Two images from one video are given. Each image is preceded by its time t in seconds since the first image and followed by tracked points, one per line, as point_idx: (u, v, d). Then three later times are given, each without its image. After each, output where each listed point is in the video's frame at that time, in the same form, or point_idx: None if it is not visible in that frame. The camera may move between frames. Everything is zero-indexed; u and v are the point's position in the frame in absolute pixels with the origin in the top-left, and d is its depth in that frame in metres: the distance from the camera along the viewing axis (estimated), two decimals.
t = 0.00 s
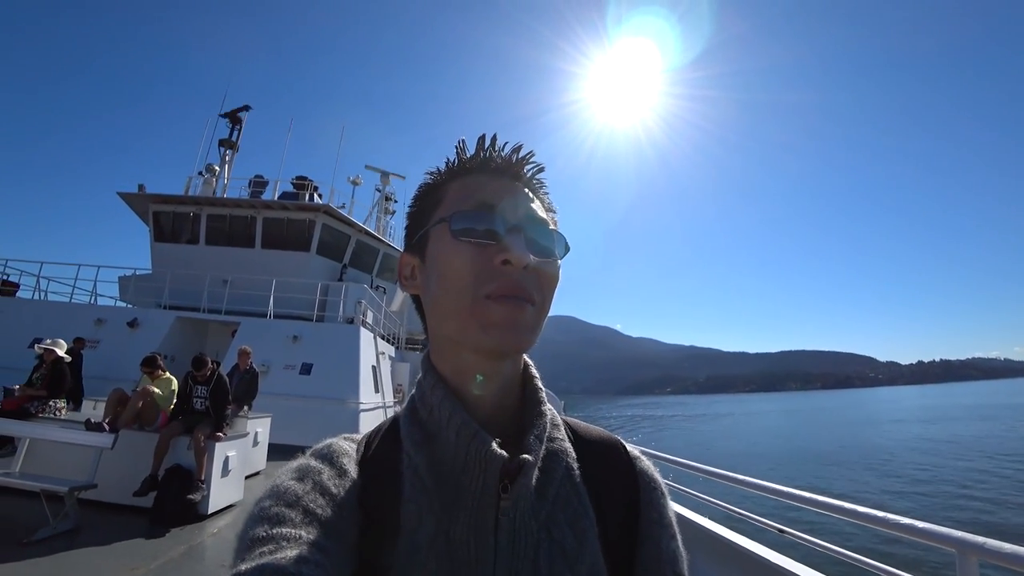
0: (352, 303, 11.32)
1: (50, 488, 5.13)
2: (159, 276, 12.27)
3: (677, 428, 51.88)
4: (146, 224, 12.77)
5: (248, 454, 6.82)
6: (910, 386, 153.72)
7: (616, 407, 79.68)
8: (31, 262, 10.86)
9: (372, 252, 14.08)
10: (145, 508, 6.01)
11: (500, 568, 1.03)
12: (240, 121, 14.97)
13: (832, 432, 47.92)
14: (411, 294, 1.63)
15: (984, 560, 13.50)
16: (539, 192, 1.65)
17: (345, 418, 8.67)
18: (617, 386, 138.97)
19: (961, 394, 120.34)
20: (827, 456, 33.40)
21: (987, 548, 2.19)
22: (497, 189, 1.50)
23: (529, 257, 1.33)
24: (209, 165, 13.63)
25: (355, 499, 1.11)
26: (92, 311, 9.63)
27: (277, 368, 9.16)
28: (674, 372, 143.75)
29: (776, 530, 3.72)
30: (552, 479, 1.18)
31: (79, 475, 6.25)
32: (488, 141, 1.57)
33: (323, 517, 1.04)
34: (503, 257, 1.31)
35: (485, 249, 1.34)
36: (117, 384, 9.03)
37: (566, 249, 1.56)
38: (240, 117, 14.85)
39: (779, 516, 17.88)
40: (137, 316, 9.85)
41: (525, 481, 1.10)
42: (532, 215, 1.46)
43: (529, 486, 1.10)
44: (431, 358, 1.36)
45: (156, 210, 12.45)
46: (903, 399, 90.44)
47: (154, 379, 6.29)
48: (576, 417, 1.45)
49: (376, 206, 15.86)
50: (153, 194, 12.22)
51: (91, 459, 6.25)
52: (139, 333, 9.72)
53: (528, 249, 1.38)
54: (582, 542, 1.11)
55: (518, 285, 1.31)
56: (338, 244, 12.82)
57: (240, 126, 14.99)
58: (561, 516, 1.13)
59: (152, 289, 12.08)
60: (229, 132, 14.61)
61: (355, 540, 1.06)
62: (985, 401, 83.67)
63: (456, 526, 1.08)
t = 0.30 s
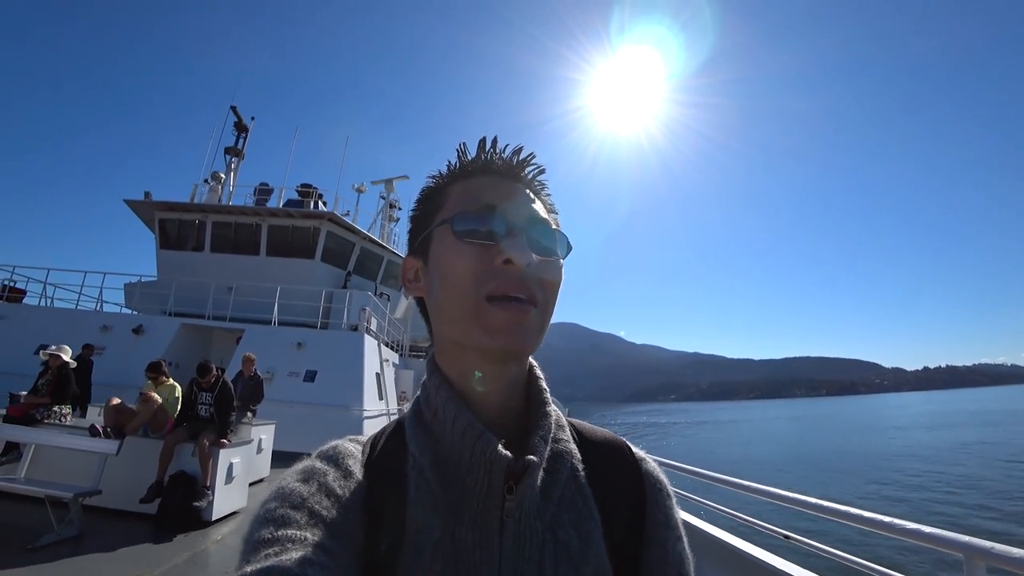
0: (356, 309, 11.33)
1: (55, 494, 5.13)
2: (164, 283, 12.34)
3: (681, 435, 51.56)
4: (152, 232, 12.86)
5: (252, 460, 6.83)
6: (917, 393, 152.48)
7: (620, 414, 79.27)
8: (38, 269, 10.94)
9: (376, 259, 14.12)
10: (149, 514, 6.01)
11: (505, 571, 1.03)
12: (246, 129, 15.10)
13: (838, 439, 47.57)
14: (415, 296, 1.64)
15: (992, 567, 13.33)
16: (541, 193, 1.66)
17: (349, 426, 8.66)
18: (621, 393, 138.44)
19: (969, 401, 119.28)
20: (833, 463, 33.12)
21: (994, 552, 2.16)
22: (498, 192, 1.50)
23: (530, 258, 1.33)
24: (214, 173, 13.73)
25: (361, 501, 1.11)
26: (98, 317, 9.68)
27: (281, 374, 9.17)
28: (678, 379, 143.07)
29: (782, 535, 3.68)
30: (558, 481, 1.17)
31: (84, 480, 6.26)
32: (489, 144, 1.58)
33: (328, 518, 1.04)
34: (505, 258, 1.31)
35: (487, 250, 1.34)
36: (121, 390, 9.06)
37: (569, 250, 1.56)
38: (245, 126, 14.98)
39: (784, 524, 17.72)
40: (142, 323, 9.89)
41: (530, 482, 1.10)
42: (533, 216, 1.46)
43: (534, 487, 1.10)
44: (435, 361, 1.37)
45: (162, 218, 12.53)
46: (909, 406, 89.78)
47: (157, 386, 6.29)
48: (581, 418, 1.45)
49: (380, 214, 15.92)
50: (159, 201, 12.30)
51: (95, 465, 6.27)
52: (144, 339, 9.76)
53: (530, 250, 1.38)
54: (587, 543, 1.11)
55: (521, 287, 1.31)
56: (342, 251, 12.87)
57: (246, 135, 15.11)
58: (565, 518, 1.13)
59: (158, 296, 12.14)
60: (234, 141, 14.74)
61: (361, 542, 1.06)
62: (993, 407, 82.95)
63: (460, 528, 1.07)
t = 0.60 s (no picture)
0: (358, 315, 11.34)
1: (56, 500, 5.12)
2: (166, 289, 12.37)
3: (683, 442, 51.38)
4: (154, 238, 12.90)
5: (253, 466, 6.81)
6: (921, 399, 151.76)
7: (621, 421, 79.00)
8: (41, 274, 10.97)
9: (378, 266, 14.13)
10: (150, 521, 5.99)
11: None
12: (249, 136, 15.17)
13: (840, 445, 47.39)
14: (418, 303, 1.64)
15: None
16: (545, 199, 1.66)
17: (350, 432, 8.64)
18: (623, 399, 138.03)
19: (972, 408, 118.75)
20: (836, 469, 32.98)
21: (1001, 560, 2.14)
22: (504, 198, 1.51)
23: (538, 266, 1.33)
24: (217, 180, 13.79)
25: (364, 508, 1.10)
26: (100, 323, 9.69)
27: (283, 380, 9.16)
28: (680, 386, 142.65)
29: (788, 543, 3.63)
30: (562, 489, 1.17)
31: (84, 486, 6.25)
32: (494, 150, 1.58)
33: (332, 526, 1.03)
34: (513, 266, 1.31)
35: (494, 257, 1.35)
36: (123, 396, 9.06)
37: (574, 257, 1.56)
38: (248, 132, 15.06)
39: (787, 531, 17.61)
40: (144, 329, 9.90)
41: (534, 491, 1.09)
42: (539, 223, 1.47)
43: (539, 496, 1.10)
44: (441, 368, 1.36)
45: (164, 224, 12.58)
46: (913, 412, 89.40)
47: (156, 393, 6.31)
48: (585, 426, 1.44)
49: (382, 220, 15.97)
50: (162, 207, 12.36)
51: (97, 471, 6.26)
52: (145, 345, 9.77)
53: (537, 258, 1.38)
54: (592, 552, 1.10)
55: (528, 294, 1.31)
56: (344, 257, 12.89)
57: (248, 141, 15.19)
58: (571, 527, 1.12)
59: (160, 302, 12.16)
60: (237, 147, 14.81)
61: (365, 550, 1.06)
62: (996, 414, 82.63)
63: (466, 537, 1.07)
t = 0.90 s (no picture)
0: (358, 320, 11.34)
1: (54, 504, 5.10)
2: (167, 292, 12.37)
3: (684, 447, 51.21)
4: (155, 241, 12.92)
5: (252, 471, 6.78)
6: (923, 406, 151.28)
7: (622, 426, 78.88)
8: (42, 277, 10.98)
9: (378, 270, 14.14)
10: (149, 525, 5.96)
11: None
12: (250, 140, 15.20)
13: (841, 451, 47.19)
14: (417, 308, 1.63)
15: None
16: (546, 207, 1.68)
17: (350, 437, 8.62)
18: (624, 404, 137.77)
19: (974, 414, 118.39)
20: (837, 476, 32.85)
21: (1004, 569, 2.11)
22: (510, 205, 1.51)
23: (548, 275, 1.33)
24: (218, 184, 13.82)
25: (362, 516, 1.10)
26: (101, 327, 9.69)
27: (283, 385, 9.14)
28: (681, 391, 142.36)
29: (790, 552, 3.59)
30: (563, 497, 1.16)
31: (83, 490, 6.23)
32: (499, 158, 1.59)
33: (331, 535, 1.02)
34: (525, 275, 1.31)
35: (505, 265, 1.34)
36: (122, 400, 9.05)
37: (579, 267, 1.57)
38: (250, 137, 15.11)
39: (788, 538, 17.55)
40: (144, 332, 9.90)
41: (535, 500, 1.09)
42: (546, 232, 1.47)
43: (540, 505, 1.09)
44: (447, 376, 1.36)
45: (165, 227, 12.60)
46: (914, 418, 89.14)
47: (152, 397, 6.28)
48: (585, 434, 1.44)
49: (383, 225, 15.98)
50: (163, 211, 12.38)
51: (96, 475, 6.23)
52: (146, 349, 9.76)
53: (546, 267, 1.38)
54: (593, 562, 1.09)
55: (539, 303, 1.31)
56: (344, 262, 12.90)
57: (250, 146, 15.22)
58: (571, 536, 1.11)
59: (161, 306, 12.17)
60: (238, 151, 14.84)
61: (363, 558, 1.05)
62: (996, 420, 82.52)
63: (466, 547, 1.06)
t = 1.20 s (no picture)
0: (359, 324, 11.33)
1: (54, 509, 5.09)
2: (168, 297, 12.38)
3: (685, 451, 51.12)
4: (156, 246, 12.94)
5: (253, 475, 6.77)
6: (924, 408, 150.93)
7: (623, 430, 78.68)
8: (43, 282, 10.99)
9: (379, 274, 14.14)
10: (150, 530, 5.94)
11: None
12: (250, 145, 15.23)
13: (843, 454, 47.04)
14: (416, 310, 1.61)
15: None
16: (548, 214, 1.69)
17: (351, 441, 8.60)
18: (624, 408, 137.47)
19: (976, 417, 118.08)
20: (838, 479, 32.76)
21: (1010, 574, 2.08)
22: (518, 212, 1.51)
23: (560, 286, 1.34)
24: (219, 189, 13.83)
25: (360, 523, 1.09)
26: (101, 331, 9.69)
27: (284, 389, 9.12)
28: (682, 394, 142.12)
29: (794, 556, 3.52)
30: (561, 505, 1.15)
31: (83, 495, 6.22)
32: (508, 164, 1.59)
33: (328, 543, 1.02)
34: (538, 285, 1.32)
35: (517, 272, 1.34)
36: (123, 404, 9.05)
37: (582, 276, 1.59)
38: (250, 142, 15.15)
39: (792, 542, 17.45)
40: (145, 337, 9.90)
41: (534, 507, 1.08)
42: (554, 240, 1.48)
43: (538, 513, 1.09)
44: (453, 381, 1.35)
45: (166, 232, 12.62)
46: (915, 421, 88.90)
47: (152, 402, 6.29)
48: (584, 440, 1.43)
49: (383, 228, 15.99)
50: (164, 216, 12.40)
51: (96, 480, 6.22)
52: (147, 353, 9.76)
53: (557, 276, 1.39)
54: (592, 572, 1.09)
55: (550, 312, 1.32)
56: (345, 265, 12.90)
57: (250, 150, 15.24)
58: (569, 544, 1.11)
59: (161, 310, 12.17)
60: (239, 156, 14.86)
61: (360, 566, 1.04)
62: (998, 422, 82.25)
63: (465, 555, 1.05)
